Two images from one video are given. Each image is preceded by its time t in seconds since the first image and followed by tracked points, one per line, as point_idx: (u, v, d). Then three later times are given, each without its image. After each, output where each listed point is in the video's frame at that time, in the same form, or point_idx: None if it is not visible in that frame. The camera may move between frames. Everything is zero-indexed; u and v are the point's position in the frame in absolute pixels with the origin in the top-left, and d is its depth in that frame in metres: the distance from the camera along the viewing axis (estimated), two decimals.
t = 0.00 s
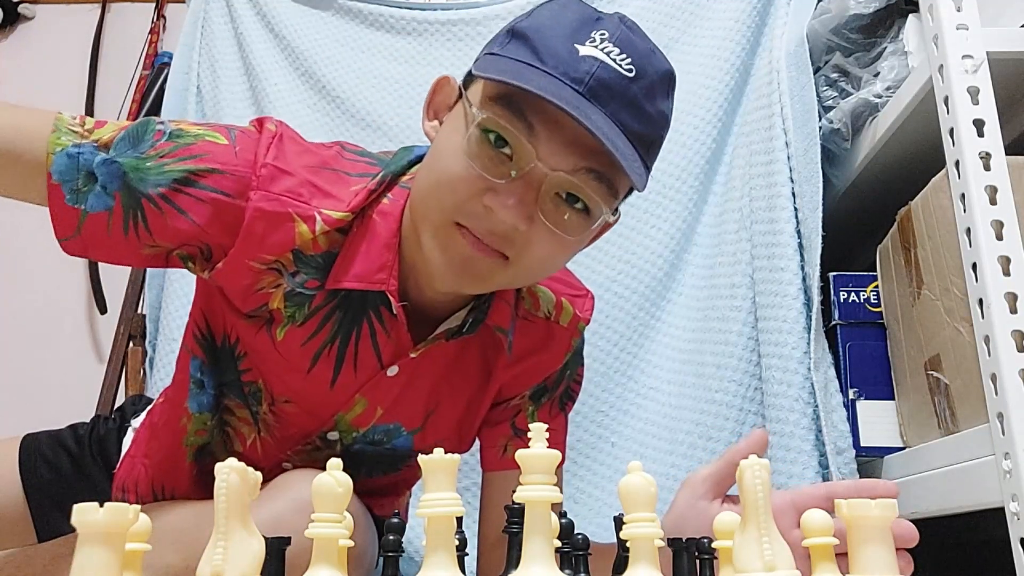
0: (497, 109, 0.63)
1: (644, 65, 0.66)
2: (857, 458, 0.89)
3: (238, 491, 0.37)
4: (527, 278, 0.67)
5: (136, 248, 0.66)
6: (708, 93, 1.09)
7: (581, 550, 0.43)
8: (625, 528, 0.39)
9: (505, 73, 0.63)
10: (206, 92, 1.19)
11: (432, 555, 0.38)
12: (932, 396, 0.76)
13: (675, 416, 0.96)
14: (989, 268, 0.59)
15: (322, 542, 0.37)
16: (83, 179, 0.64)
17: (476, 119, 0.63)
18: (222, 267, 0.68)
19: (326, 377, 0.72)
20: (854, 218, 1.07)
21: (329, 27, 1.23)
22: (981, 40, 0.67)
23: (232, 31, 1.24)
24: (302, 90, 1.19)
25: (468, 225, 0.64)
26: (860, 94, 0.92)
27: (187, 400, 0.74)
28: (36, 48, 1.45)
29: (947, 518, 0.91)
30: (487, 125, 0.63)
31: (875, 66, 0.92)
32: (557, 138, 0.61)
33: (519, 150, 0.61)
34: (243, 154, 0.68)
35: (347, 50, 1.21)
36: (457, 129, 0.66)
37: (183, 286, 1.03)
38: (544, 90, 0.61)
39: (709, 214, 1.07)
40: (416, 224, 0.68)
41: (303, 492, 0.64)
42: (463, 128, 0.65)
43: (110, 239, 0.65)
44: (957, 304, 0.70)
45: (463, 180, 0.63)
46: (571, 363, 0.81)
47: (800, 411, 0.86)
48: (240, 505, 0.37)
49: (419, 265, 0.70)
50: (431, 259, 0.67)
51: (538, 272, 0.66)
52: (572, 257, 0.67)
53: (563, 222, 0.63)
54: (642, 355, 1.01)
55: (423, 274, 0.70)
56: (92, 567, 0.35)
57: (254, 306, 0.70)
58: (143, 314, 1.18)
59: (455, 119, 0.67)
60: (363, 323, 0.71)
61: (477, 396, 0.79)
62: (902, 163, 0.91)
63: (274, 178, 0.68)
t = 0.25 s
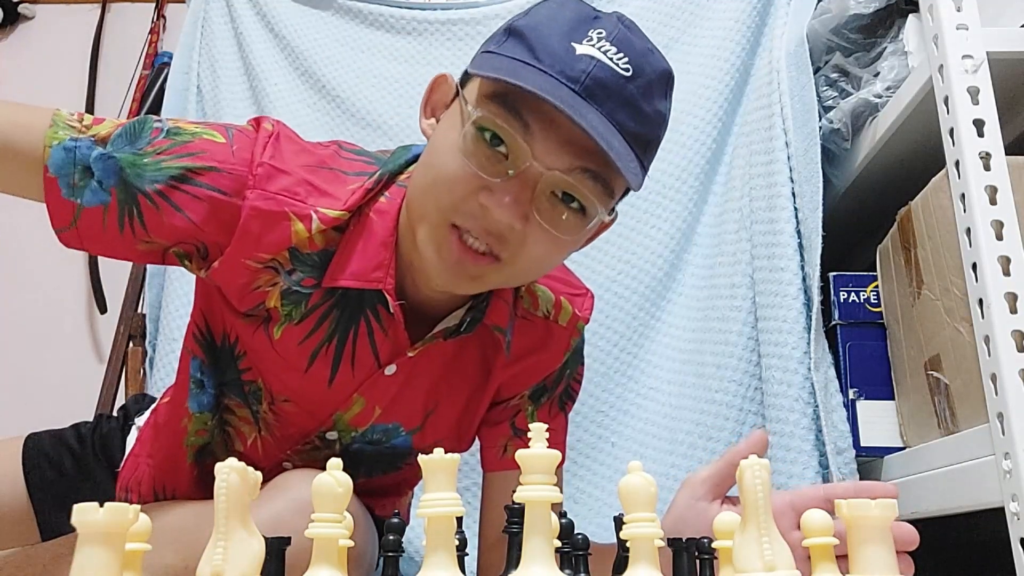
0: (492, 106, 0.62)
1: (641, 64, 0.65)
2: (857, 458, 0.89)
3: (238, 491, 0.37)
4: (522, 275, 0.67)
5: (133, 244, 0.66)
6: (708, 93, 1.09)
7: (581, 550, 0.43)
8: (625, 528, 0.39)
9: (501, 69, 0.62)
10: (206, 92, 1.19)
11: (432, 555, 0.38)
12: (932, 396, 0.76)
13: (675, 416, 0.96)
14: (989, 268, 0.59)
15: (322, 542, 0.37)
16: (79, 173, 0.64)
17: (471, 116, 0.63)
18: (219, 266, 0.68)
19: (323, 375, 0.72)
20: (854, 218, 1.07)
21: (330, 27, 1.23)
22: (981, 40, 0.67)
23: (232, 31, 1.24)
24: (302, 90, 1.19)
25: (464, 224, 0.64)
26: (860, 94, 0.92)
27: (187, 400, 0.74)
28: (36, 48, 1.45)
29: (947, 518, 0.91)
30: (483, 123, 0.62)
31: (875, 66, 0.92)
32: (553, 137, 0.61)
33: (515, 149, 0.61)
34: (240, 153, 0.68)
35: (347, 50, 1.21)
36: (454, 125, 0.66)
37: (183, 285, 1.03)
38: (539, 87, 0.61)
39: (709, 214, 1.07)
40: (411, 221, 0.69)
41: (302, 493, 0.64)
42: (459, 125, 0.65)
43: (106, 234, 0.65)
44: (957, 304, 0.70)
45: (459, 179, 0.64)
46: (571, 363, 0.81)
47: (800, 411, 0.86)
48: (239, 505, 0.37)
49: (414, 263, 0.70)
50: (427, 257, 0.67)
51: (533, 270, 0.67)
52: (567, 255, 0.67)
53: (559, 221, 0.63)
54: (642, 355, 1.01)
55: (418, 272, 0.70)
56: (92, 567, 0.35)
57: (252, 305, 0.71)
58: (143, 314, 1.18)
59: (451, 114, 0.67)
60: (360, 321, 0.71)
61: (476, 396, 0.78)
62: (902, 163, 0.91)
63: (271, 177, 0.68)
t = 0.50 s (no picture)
0: (489, 96, 0.63)
1: (637, 56, 0.65)
2: (857, 458, 0.89)
3: (238, 491, 0.37)
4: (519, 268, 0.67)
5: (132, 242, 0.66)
6: (708, 93, 1.09)
7: (581, 550, 0.43)
8: (625, 528, 0.39)
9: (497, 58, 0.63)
10: (206, 92, 1.19)
11: (432, 555, 0.38)
12: (932, 396, 0.76)
13: (676, 416, 0.96)
14: (989, 268, 0.59)
15: (322, 541, 0.37)
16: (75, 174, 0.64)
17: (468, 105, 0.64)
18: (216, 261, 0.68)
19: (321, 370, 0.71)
20: (854, 218, 1.07)
21: (330, 27, 1.23)
22: (981, 40, 0.67)
23: (232, 31, 1.24)
24: (302, 90, 1.19)
25: (461, 214, 0.64)
26: (860, 94, 0.92)
27: (189, 399, 0.74)
28: (35, 48, 1.45)
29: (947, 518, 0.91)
30: (479, 113, 0.63)
31: (875, 66, 0.92)
32: (548, 125, 0.61)
33: (511, 138, 0.61)
34: (238, 150, 0.68)
35: (348, 49, 1.21)
36: (450, 118, 0.66)
37: (184, 286, 1.03)
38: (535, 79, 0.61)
39: (709, 214, 1.07)
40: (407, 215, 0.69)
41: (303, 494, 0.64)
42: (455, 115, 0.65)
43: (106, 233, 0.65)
44: (957, 304, 0.70)
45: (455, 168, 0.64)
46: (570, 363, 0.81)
47: (801, 411, 0.86)
48: (240, 505, 0.37)
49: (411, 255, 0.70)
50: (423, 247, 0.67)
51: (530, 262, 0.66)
52: (564, 247, 0.67)
53: (556, 211, 0.63)
54: (642, 356, 1.01)
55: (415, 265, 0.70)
56: (92, 567, 0.36)
57: (251, 301, 0.70)
58: (143, 314, 1.19)
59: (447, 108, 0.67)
60: (358, 317, 0.70)
61: (475, 394, 0.78)
62: (901, 163, 0.91)
63: (268, 173, 0.68)
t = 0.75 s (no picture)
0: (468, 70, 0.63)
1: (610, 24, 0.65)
2: (857, 458, 0.89)
3: (238, 491, 0.37)
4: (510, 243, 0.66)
5: (119, 248, 0.68)
6: (708, 93, 1.09)
7: (581, 550, 0.43)
8: (625, 528, 0.39)
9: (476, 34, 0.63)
10: (206, 92, 1.19)
11: (432, 556, 0.38)
12: (933, 396, 0.76)
13: (675, 416, 0.96)
14: (989, 268, 0.59)
15: (322, 541, 0.37)
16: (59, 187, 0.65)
17: (449, 80, 0.64)
18: (197, 250, 0.69)
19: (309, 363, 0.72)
20: (854, 218, 1.07)
21: (330, 27, 1.23)
22: (981, 39, 0.67)
23: (232, 31, 1.24)
24: (302, 90, 1.19)
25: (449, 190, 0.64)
26: (860, 94, 0.92)
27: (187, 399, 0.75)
28: (36, 48, 1.45)
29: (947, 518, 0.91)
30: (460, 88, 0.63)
31: (875, 66, 0.92)
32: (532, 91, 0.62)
33: (495, 107, 0.62)
34: (215, 147, 0.71)
35: (347, 49, 1.21)
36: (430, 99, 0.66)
37: (184, 286, 1.03)
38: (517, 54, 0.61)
39: (709, 214, 1.07)
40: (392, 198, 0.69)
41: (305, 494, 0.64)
42: (434, 96, 0.65)
43: (94, 242, 0.67)
44: (957, 304, 0.70)
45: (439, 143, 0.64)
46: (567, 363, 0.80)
47: (800, 411, 0.86)
48: (240, 506, 0.37)
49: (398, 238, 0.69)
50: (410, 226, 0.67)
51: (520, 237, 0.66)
52: (552, 221, 0.67)
53: (545, 180, 0.63)
54: (642, 356, 1.01)
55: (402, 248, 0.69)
56: (92, 567, 0.36)
57: (236, 294, 0.71)
58: (143, 314, 1.18)
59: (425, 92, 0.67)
60: (346, 311, 0.70)
61: (467, 386, 0.78)
62: (901, 162, 0.91)
63: (246, 166, 0.70)
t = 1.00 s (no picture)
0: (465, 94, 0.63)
1: (613, 45, 0.64)
2: (857, 458, 0.89)
3: (238, 492, 0.37)
4: (510, 261, 0.67)
5: (123, 282, 0.70)
6: (707, 93, 1.09)
7: (581, 550, 0.43)
8: (625, 528, 0.39)
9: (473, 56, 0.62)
10: (207, 92, 1.19)
11: (432, 555, 0.38)
12: (933, 396, 0.76)
13: (675, 416, 0.96)
14: (989, 268, 0.59)
15: (322, 541, 0.37)
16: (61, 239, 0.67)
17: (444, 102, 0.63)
18: (188, 263, 0.70)
19: (304, 367, 0.71)
20: (854, 218, 1.07)
21: (330, 27, 1.23)
22: (981, 39, 0.67)
23: (232, 31, 1.24)
24: (302, 90, 1.19)
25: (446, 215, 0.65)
26: (860, 94, 0.92)
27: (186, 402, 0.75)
28: (36, 48, 1.46)
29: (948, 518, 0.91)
30: (457, 113, 0.62)
31: (875, 66, 0.92)
32: (527, 118, 0.61)
33: (490, 137, 0.61)
34: (198, 161, 0.71)
35: (347, 49, 1.21)
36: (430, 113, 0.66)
37: (184, 285, 1.03)
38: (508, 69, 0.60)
39: (709, 213, 1.07)
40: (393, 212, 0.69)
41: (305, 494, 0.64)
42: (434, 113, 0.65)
43: (102, 281, 0.69)
44: (957, 304, 0.70)
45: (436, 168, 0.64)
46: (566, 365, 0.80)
47: (801, 411, 0.86)
48: (240, 505, 0.37)
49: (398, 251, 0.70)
50: (409, 247, 0.68)
51: (519, 255, 0.67)
52: (552, 238, 0.67)
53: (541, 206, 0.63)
54: (641, 356, 1.01)
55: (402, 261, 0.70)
56: (92, 567, 0.36)
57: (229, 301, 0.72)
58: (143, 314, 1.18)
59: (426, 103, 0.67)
60: (341, 316, 0.71)
61: (462, 394, 0.78)
62: (901, 162, 0.91)
63: (233, 175, 0.70)
